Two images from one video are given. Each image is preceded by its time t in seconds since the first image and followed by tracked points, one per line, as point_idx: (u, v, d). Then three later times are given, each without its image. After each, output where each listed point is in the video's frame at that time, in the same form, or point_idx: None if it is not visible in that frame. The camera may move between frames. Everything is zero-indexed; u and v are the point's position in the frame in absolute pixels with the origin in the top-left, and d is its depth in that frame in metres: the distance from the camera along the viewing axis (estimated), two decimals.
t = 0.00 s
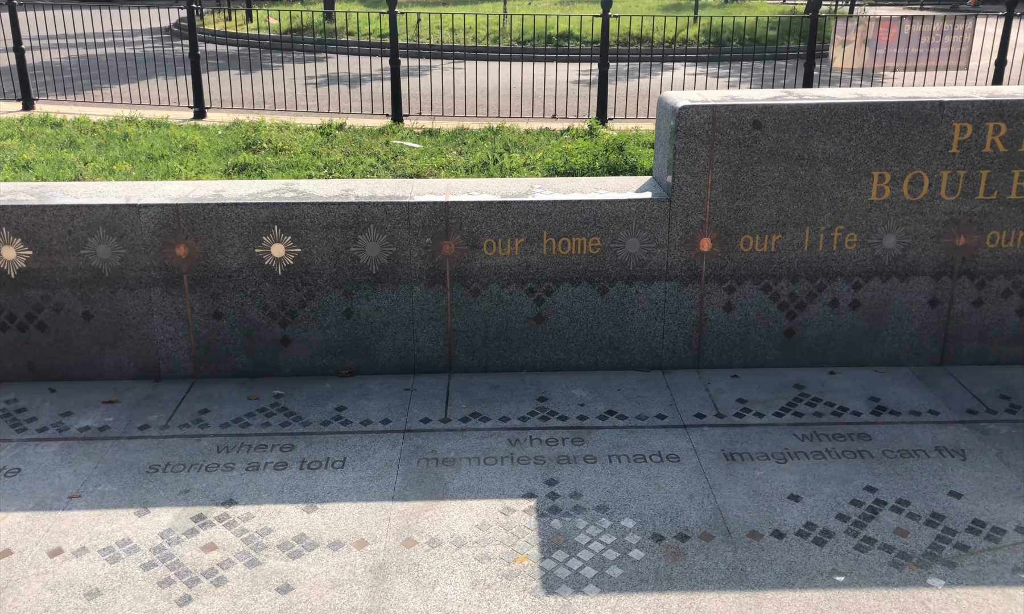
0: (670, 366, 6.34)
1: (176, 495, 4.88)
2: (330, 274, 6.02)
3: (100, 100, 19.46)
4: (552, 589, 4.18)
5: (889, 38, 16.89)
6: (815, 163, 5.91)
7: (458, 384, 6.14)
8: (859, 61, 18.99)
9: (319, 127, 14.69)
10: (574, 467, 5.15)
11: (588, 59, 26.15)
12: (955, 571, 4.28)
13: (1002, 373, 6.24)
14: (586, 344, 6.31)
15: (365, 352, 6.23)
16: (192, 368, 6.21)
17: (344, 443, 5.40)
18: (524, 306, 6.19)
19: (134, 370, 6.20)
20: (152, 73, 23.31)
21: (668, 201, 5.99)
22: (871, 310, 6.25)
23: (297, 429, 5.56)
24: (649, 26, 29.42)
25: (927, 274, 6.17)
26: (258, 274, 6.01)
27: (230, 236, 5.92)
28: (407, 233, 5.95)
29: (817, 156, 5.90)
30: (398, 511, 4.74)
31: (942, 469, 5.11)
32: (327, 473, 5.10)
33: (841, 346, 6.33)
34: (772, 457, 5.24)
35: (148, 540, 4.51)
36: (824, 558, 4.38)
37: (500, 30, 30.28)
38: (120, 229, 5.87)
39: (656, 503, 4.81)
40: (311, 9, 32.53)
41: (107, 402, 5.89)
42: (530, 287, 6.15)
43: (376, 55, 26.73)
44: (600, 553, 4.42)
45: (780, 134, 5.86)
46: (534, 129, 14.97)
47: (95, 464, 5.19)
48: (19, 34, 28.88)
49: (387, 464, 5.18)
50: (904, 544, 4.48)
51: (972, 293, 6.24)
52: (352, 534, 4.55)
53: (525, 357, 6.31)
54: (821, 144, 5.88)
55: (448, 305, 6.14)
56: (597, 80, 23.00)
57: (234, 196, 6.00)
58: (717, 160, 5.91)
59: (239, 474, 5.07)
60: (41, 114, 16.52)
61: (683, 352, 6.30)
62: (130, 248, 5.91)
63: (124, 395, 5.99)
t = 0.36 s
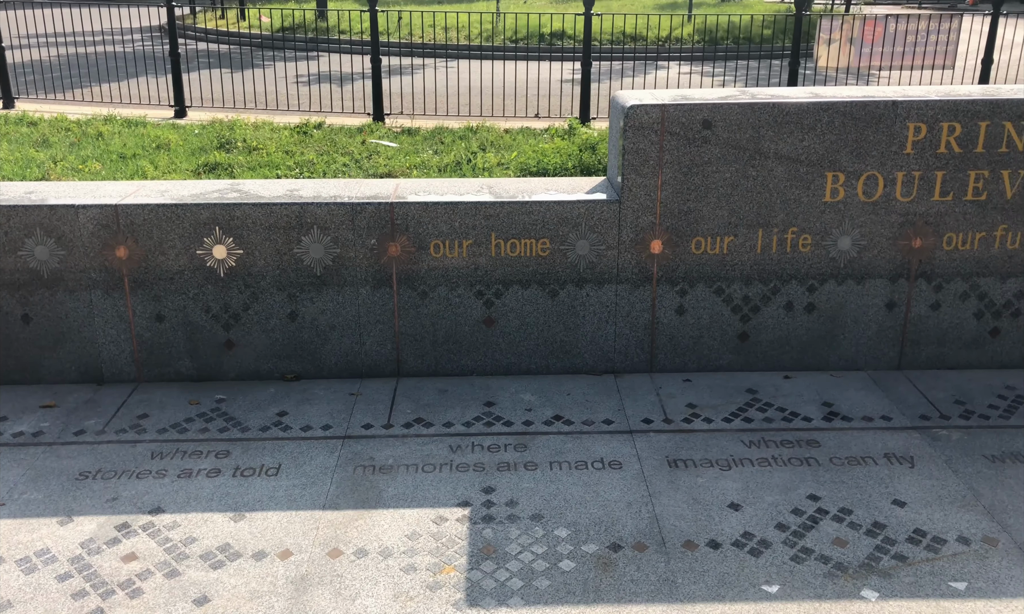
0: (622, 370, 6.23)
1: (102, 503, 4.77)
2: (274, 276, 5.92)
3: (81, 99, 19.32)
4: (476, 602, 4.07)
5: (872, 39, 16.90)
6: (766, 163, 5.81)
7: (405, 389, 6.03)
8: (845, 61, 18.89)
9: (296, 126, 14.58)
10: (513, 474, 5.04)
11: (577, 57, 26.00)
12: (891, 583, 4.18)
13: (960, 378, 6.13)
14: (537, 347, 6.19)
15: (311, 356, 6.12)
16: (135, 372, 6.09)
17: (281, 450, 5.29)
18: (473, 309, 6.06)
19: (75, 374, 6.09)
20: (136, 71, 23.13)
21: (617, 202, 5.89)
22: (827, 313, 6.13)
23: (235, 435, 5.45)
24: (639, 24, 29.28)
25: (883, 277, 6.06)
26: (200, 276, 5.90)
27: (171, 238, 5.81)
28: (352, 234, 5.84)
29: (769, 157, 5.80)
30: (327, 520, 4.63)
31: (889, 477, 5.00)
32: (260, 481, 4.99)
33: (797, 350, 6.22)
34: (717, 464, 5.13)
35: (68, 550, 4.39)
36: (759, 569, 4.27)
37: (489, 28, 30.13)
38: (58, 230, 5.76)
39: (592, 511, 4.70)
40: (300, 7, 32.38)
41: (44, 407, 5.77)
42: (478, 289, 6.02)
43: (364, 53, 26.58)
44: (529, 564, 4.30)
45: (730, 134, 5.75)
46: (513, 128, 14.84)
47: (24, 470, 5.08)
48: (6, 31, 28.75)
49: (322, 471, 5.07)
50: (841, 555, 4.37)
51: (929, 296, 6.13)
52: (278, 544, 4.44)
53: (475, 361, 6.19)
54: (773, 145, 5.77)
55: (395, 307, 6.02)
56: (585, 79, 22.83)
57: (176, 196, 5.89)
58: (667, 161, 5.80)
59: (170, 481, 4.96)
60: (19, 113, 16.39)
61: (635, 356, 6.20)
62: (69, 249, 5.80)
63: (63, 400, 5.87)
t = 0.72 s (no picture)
0: (578, 375, 6.16)
1: (36, 510, 4.70)
2: (224, 279, 5.86)
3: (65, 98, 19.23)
4: (405, 611, 4.00)
5: (859, 40, 16.76)
6: (720, 165, 5.75)
7: (356, 393, 5.96)
8: (833, 60, 18.78)
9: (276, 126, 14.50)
10: (457, 480, 4.97)
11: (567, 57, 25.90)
12: (829, 593, 4.11)
13: (918, 383, 6.07)
14: (492, 351, 6.11)
15: (262, 360, 6.06)
16: (84, 375, 6.03)
17: (224, 455, 5.23)
18: (426, 312, 5.99)
19: (24, 378, 6.02)
20: (124, 69, 23.00)
21: (570, 204, 5.82)
22: (784, 316, 6.07)
23: (179, 440, 5.39)
24: (631, 24, 29.17)
25: (840, 280, 5.99)
26: (149, 279, 5.83)
27: (118, 240, 5.74)
28: (301, 236, 5.78)
29: (723, 159, 5.73)
30: (263, 527, 4.57)
31: (837, 483, 4.93)
32: (200, 487, 4.92)
33: (754, 354, 6.16)
34: (664, 470, 5.07)
35: None
36: (695, 578, 4.20)
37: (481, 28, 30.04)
38: (4, 232, 5.69)
39: (533, 518, 4.63)
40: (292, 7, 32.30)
41: None
42: (431, 293, 5.94)
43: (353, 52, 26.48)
44: (463, 572, 4.24)
45: (684, 135, 5.69)
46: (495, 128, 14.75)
47: None
48: None
49: (264, 477, 5.01)
50: (781, 564, 4.30)
51: (888, 299, 6.05)
52: (210, 552, 4.38)
53: (429, 365, 6.12)
54: (726, 147, 5.71)
55: (346, 310, 5.96)
56: (575, 78, 22.69)
57: (124, 198, 5.83)
58: (620, 163, 5.74)
59: (108, 487, 4.90)
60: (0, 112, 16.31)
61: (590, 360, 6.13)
62: (15, 252, 5.74)
63: (9, 404, 5.81)
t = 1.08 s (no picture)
0: (532, 374, 6.17)
1: None
2: (176, 278, 5.87)
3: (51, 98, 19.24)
4: (333, 610, 4.01)
5: (843, 40, 16.73)
6: (671, 166, 5.76)
7: (309, 392, 5.97)
8: (820, 61, 18.78)
9: (258, 127, 14.52)
10: (399, 480, 4.98)
11: (557, 58, 25.90)
12: (758, 592, 4.11)
13: (870, 383, 6.08)
14: (446, 351, 6.11)
15: (216, 359, 6.07)
16: (38, 375, 6.04)
17: (170, 454, 5.23)
18: (379, 312, 5.98)
19: None
20: (112, 69, 23.01)
21: (521, 204, 5.82)
22: (736, 317, 6.09)
23: (127, 439, 5.40)
24: (623, 25, 29.19)
25: (792, 280, 6.00)
26: (100, 278, 5.84)
27: (69, 239, 5.75)
28: (253, 236, 5.80)
29: (673, 159, 5.75)
30: (200, 526, 4.57)
31: (778, 483, 4.94)
32: (142, 486, 4.93)
33: (707, 354, 6.18)
34: (607, 469, 5.07)
35: None
36: (627, 577, 4.21)
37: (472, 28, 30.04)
38: None
39: (471, 517, 4.64)
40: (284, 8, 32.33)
41: None
42: (383, 292, 5.94)
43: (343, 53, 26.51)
44: (395, 571, 4.25)
45: (633, 136, 5.70)
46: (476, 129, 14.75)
47: None
48: None
49: (207, 476, 5.02)
50: (714, 563, 4.31)
51: (841, 299, 6.05)
52: (145, 550, 4.38)
53: (382, 365, 6.12)
54: (676, 147, 5.73)
55: (299, 310, 5.96)
56: (565, 78, 22.68)
57: (76, 198, 5.84)
58: (570, 163, 5.74)
59: (50, 486, 4.90)
60: None
61: (544, 360, 6.15)
62: None
63: None
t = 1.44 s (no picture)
0: (478, 375, 6.20)
1: None
2: (121, 279, 5.90)
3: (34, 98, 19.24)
4: (252, 608, 4.04)
5: (822, 42, 16.72)
6: (612, 168, 5.81)
7: (254, 393, 6.01)
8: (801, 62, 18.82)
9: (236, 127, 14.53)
10: (333, 479, 5.01)
11: (544, 58, 25.92)
12: (676, 590, 4.14)
13: (814, 383, 6.11)
14: (391, 351, 6.14)
15: (163, 359, 6.10)
16: None
17: (108, 454, 5.26)
18: (324, 312, 6.02)
19: None
20: (98, 70, 23.01)
21: (464, 205, 5.85)
22: (680, 317, 6.14)
23: (67, 439, 5.43)
24: (611, 26, 29.23)
25: (735, 281, 6.03)
26: (46, 279, 5.87)
27: (14, 240, 5.78)
28: (197, 237, 5.84)
29: (614, 161, 5.79)
30: (130, 525, 4.60)
31: (709, 482, 4.97)
32: (77, 485, 4.96)
33: (652, 354, 6.22)
34: (541, 469, 5.11)
35: None
36: (547, 575, 4.24)
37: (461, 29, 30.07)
38: None
39: (399, 517, 4.67)
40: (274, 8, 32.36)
41: None
42: (328, 293, 5.98)
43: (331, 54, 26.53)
44: (317, 570, 4.28)
45: (574, 138, 5.75)
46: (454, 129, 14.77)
47: None
48: None
49: (143, 475, 5.05)
50: (636, 561, 4.34)
51: (784, 300, 6.09)
52: (71, 549, 4.41)
53: (328, 365, 6.15)
54: (617, 149, 5.77)
55: (244, 310, 6.00)
56: (551, 78, 22.66)
57: (21, 199, 5.87)
58: (512, 164, 5.78)
59: None
60: None
61: (489, 361, 6.18)
62: None
63: None
